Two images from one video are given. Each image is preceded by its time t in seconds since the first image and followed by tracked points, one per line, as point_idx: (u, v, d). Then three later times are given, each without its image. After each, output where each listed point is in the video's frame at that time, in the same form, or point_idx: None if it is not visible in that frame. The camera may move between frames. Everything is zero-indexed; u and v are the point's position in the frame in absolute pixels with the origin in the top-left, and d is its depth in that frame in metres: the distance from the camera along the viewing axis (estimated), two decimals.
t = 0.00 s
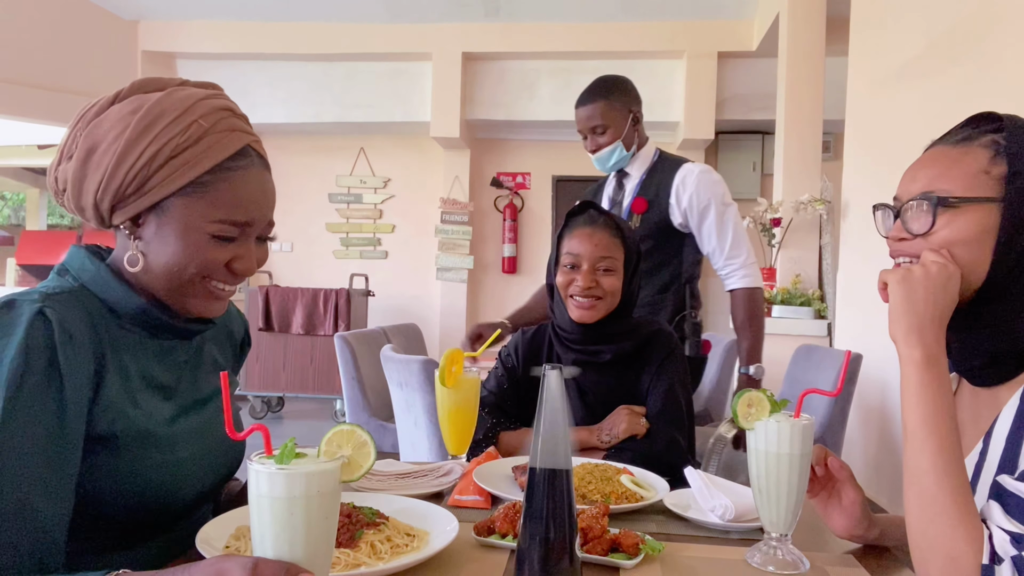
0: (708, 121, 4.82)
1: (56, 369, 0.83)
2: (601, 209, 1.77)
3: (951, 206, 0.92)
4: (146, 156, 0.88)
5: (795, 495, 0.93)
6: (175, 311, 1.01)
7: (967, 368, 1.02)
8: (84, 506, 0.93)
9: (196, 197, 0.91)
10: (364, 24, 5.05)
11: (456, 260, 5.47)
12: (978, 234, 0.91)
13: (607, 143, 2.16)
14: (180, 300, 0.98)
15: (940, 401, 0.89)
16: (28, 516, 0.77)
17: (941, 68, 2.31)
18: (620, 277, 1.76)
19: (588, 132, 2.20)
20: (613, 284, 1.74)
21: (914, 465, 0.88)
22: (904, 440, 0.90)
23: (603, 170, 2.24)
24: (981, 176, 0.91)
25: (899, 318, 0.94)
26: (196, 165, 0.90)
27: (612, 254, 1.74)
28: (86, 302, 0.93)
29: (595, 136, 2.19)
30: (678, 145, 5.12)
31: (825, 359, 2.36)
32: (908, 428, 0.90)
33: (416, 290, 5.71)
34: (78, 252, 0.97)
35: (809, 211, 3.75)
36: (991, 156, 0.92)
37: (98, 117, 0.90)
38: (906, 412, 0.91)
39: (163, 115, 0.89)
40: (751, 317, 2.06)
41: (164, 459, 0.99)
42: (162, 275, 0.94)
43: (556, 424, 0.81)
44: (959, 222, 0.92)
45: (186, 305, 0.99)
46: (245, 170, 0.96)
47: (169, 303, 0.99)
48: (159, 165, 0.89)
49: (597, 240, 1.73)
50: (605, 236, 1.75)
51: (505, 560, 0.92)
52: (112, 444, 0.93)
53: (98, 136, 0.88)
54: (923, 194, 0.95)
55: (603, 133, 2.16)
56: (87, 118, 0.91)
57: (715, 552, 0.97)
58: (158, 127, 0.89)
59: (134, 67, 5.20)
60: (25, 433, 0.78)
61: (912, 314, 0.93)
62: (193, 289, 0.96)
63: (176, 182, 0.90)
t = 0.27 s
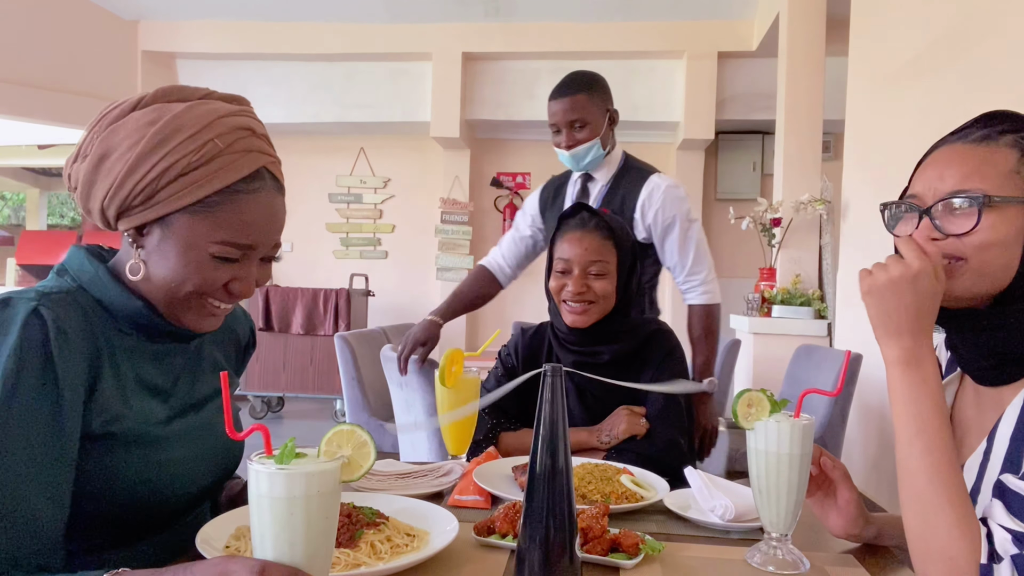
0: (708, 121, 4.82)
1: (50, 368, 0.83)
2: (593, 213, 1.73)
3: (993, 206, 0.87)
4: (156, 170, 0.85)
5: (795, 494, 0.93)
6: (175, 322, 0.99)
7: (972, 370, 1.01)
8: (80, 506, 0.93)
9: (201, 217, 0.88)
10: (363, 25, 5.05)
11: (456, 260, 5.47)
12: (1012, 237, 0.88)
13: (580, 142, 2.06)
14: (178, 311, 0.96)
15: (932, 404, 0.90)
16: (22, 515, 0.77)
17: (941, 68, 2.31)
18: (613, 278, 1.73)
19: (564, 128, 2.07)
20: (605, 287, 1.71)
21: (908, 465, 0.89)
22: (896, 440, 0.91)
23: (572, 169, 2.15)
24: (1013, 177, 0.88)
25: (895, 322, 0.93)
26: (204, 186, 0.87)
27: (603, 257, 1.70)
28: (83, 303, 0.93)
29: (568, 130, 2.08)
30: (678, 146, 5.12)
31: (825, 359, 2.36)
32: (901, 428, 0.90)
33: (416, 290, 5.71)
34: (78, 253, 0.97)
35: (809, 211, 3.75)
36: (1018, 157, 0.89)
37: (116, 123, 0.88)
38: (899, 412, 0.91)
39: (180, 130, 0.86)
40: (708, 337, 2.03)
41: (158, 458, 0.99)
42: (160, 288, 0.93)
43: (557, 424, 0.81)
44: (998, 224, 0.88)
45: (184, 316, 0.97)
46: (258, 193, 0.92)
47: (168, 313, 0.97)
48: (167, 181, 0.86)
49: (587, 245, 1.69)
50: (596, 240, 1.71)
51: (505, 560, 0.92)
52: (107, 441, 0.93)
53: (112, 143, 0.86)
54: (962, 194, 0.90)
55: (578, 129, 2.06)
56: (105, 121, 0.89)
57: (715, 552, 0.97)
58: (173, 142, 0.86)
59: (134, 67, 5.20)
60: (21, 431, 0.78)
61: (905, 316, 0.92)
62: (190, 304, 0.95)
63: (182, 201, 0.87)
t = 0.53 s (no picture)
0: (708, 121, 4.82)
1: (43, 364, 0.84)
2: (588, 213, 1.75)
3: (999, 211, 0.88)
4: (165, 170, 0.86)
5: (795, 494, 0.93)
6: (172, 322, 0.99)
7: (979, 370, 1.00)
8: (75, 503, 0.93)
9: (204, 222, 0.88)
10: (363, 25, 5.05)
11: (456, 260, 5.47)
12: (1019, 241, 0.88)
13: (558, 132, 2.05)
14: (171, 311, 0.96)
15: (934, 402, 0.90)
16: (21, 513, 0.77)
17: (942, 68, 2.30)
18: (608, 280, 1.73)
19: (539, 117, 2.05)
20: (600, 289, 1.71)
21: (909, 465, 0.89)
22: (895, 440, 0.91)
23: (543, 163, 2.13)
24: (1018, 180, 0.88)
25: (892, 321, 0.92)
26: (211, 190, 0.87)
27: (598, 259, 1.71)
28: (74, 301, 0.93)
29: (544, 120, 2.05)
30: (678, 146, 5.12)
31: (825, 359, 2.36)
32: (899, 427, 0.91)
33: (416, 291, 5.71)
34: (72, 252, 0.98)
35: (809, 211, 3.75)
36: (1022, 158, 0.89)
37: (134, 120, 0.88)
38: (897, 412, 0.91)
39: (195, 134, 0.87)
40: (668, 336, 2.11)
41: (152, 454, 0.99)
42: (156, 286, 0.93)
43: (556, 423, 0.81)
44: (1005, 228, 0.88)
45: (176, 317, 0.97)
46: (264, 204, 0.92)
47: (164, 313, 0.98)
48: (175, 181, 0.86)
49: (581, 246, 1.70)
50: (591, 241, 1.72)
51: (505, 560, 0.92)
52: (103, 438, 0.93)
53: (128, 139, 0.87)
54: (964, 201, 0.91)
55: (555, 119, 2.05)
56: (124, 118, 0.89)
57: (715, 552, 0.97)
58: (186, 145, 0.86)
59: (133, 67, 5.20)
60: (16, 429, 0.78)
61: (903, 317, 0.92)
62: (183, 305, 0.94)
63: (186, 202, 0.87)
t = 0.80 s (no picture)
0: (708, 121, 4.82)
1: (54, 364, 0.83)
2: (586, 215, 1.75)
3: (991, 226, 0.87)
4: (195, 185, 0.85)
5: (795, 494, 0.93)
6: (184, 328, 0.99)
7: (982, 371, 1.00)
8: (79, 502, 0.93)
9: (227, 238, 0.88)
10: (363, 25, 5.05)
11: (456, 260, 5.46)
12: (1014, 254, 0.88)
13: (534, 119, 2.02)
14: (182, 316, 0.96)
15: (928, 404, 0.91)
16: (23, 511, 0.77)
17: (942, 68, 2.30)
18: (605, 281, 1.73)
19: (512, 105, 2.00)
20: (597, 290, 1.72)
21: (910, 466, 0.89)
22: (894, 439, 0.92)
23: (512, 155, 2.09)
24: (1006, 192, 0.88)
25: (892, 319, 0.95)
26: (238, 209, 0.86)
27: (596, 261, 1.71)
28: (83, 299, 0.92)
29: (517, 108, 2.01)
30: (678, 145, 5.12)
31: (825, 359, 2.36)
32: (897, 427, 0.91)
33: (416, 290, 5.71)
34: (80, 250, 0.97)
35: (809, 211, 3.75)
36: (1015, 168, 0.88)
37: (168, 128, 0.87)
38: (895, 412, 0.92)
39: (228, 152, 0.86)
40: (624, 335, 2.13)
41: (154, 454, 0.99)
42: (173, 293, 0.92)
43: (556, 424, 0.81)
44: (997, 243, 0.87)
45: (187, 323, 0.97)
46: (287, 223, 0.92)
47: (175, 319, 0.97)
48: (203, 197, 0.85)
49: (580, 246, 1.71)
50: (590, 242, 1.72)
51: (505, 560, 0.92)
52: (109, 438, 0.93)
53: (160, 148, 0.86)
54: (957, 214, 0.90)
55: (530, 106, 2.02)
56: (157, 123, 0.88)
57: (716, 552, 0.97)
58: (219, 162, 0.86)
59: (133, 66, 5.20)
60: (25, 429, 0.78)
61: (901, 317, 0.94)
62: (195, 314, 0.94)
63: (211, 218, 0.86)
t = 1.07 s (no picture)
0: (708, 121, 4.82)
1: (84, 368, 0.84)
2: (584, 215, 1.76)
3: (952, 230, 0.89)
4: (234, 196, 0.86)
5: (796, 494, 0.93)
6: (203, 332, 0.99)
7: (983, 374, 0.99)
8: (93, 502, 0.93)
9: (260, 249, 0.89)
10: (363, 25, 5.05)
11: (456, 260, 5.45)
12: (977, 258, 0.88)
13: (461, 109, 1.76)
14: (201, 320, 0.96)
15: (925, 405, 0.91)
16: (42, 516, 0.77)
17: (942, 68, 2.30)
18: (602, 280, 1.74)
19: (444, 92, 1.74)
20: (594, 290, 1.72)
21: (909, 466, 0.89)
22: (891, 441, 0.91)
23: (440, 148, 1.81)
24: (972, 195, 0.89)
25: (882, 321, 0.95)
26: (274, 222, 0.88)
27: (592, 261, 1.72)
28: (106, 301, 0.92)
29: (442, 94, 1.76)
30: (678, 145, 5.12)
31: (825, 359, 2.36)
32: (894, 427, 0.91)
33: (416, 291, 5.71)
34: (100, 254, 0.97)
35: (809, 211, 3.75)
36: (981, 171, 0.89)
37: (211, 137, 0.88)
38: (892, 412, 0.92)
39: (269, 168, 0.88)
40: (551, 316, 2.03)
41: (168, 455, 1.00)
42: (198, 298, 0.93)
43: (556, 424, 0.81)
44: (957, 244, 0.89)
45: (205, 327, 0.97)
46: (313, 240, 0.94)
47: (195, 323, 0.98)
48: (241, 208, 0.86)
49: (579, 246, 1.72)
50: (589, 242, 1.73)
51: (506, 560, 0.92)
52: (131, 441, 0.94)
53: (203, 157, 0.87)
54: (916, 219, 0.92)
55: (456, 92, 1.76)
56: (199, 131, 0.89)
57: (716, 552, 0.97)
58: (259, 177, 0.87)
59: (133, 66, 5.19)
60: (53, 432, 0.78)
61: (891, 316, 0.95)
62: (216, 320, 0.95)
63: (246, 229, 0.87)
